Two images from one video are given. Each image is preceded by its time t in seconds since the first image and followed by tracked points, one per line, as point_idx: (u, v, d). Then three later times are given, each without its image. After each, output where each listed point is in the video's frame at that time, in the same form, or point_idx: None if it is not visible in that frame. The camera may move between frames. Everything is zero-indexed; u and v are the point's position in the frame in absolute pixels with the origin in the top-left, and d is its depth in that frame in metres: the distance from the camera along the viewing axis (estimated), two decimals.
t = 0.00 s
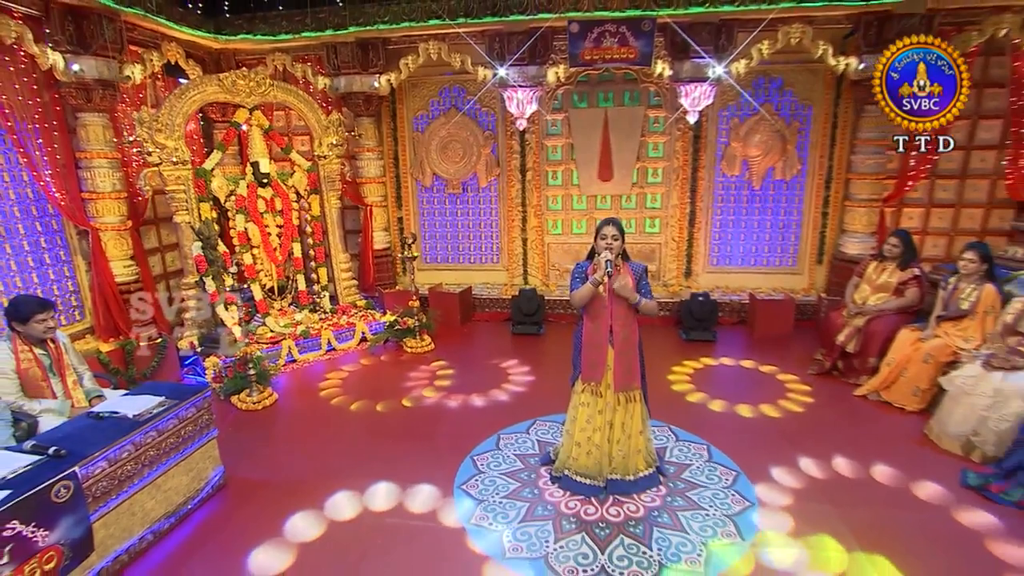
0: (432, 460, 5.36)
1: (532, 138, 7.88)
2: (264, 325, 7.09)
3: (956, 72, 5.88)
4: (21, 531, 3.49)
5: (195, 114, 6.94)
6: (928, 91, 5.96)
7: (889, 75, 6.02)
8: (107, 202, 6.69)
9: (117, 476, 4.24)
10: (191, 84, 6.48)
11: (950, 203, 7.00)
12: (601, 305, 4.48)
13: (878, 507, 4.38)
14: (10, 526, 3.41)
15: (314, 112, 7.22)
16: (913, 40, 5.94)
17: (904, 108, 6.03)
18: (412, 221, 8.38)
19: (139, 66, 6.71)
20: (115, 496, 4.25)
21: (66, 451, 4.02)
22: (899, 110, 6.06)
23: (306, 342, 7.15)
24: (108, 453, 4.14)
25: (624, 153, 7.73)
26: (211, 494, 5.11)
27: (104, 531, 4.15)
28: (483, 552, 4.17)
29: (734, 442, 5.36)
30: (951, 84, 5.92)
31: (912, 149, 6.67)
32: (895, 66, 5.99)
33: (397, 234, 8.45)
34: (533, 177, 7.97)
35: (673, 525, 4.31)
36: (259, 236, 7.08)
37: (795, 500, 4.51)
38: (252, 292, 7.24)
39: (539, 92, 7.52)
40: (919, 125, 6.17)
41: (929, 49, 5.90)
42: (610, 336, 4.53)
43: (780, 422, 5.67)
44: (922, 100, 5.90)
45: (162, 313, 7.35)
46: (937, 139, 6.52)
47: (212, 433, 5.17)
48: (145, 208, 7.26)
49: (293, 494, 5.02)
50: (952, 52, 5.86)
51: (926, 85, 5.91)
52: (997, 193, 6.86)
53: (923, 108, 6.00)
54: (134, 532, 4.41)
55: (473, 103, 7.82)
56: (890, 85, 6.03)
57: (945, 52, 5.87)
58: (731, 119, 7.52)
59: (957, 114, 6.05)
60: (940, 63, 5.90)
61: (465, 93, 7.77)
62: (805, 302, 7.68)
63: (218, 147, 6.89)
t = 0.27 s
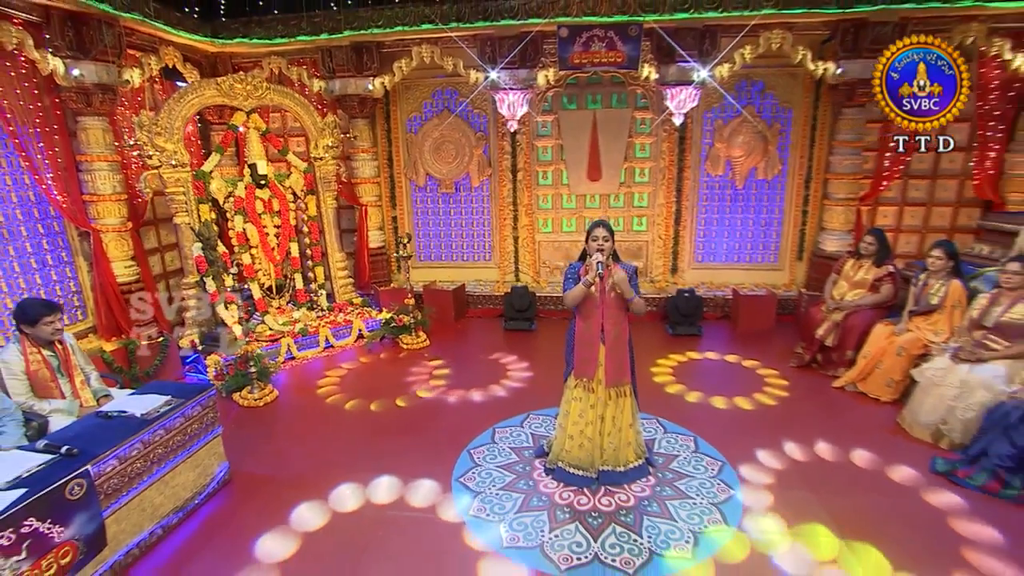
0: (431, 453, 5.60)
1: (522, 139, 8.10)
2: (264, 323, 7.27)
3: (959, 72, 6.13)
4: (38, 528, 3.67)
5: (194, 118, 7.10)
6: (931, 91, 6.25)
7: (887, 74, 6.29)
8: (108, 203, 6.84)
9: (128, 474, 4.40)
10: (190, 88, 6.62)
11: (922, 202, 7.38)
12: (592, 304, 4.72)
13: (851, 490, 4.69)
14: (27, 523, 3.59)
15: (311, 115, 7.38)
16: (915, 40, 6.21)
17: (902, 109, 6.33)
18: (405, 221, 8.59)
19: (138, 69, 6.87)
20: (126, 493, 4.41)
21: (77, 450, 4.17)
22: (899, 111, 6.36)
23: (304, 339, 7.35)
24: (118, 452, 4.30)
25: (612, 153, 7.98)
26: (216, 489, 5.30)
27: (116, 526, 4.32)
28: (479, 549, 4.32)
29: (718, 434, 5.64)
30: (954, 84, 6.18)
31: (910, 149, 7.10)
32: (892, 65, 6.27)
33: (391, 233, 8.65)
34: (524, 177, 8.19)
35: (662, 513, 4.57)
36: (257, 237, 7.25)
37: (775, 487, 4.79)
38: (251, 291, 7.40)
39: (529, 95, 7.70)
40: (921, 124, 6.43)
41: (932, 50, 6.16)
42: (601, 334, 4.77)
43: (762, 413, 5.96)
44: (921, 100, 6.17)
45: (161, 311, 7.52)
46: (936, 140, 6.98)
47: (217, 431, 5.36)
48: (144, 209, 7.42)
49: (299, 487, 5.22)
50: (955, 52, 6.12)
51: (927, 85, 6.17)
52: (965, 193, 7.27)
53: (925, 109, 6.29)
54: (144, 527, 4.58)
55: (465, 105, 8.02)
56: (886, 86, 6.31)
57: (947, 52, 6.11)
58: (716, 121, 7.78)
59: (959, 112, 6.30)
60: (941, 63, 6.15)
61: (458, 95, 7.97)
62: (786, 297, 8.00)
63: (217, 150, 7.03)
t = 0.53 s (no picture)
0: (428, 445, 5.88)
1: (512, 139, 8.35)
2: (263, 320, 7.49)
3: (959, 72, 6.39)
4: (57, 522, 3.88)
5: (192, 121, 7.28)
6: (932, 92, 6.51)
7: (888, 74, 6.53)
8: (109, 205, 7.00)
9: (139, 470, 4.59)
10: (187, 93, 6.77)
11: (892, 200, 7.86)
12: (581, 302, 5.00)
13: (822, 471, 5.08)
14: (46, 518, 3.80)
15: (306, 117, 7.57)
16: (916, 40, 6.46)
17: (901, 109, 6.58)
18: (399, 219, 8.83)
19: (135, 73, 7.02)
20: (139, 487, 4.62)
21: (91, 448, 4.35)
22: (898, 111, 6.61)
23: (303, 335, 7.58)
24: (130, 449, 4.49)
25: (598, 153, 8.26)
26: (223, 483, 5.52)
27: (129, 519, 4.52)
28: (473, 543, 4.52)
29: (699, 423, 5.99)
30: (954, 84, 6.43)
31: (910, 148, 7.58)
32: (893, 65, 6.52)
33: (385, 230, 8.90)
34: (514, 175, 8.46)
35: (649, 500, 4.89)
36: (255, 236, 7.44)
37: (754, 472, 5.14)
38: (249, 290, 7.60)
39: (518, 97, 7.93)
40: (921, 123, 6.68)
41: (932, 50, 6.42)
42: (591, 331, 5.05)
43: (741, 403, 6.31)
44: (921, 100, 6.42)
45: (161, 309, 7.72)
46: (936, 139, 7.44)
47: (222, 427, 5.58)
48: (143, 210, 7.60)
49: (305, 478, 5.47)
50: (956, 53, 6.37)
51: (928, 84, 6.44)
52: (932, 191, 7.79)
53: (926, 109, 6.55)
54: (156, 518, 4.81)
55: (456, 105, 8.25)
56: (887, 86, 6.57)
57: (948, 52, 6.37)
58: (698, 122, 8.08)
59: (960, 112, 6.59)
60: (941, 63, 6.42)
61: (449, 96, 8.20)
62: (765, 291, 8.36)
63: (215, 151, 7.20)
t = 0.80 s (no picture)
0: (427, 437, 6.14)
1: (502, 139, 8.60)
2: (262, 318, 7.70)
3: (957, 73, 6.53)
4: (75, 517, 3.99)
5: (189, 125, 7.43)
6: (931, 92, 6.66)
7: (886, 74, 6.68)
8: (109, 206, 7.13)
9: (150, 465, 4.70)
10: (185, 95, 6.88)
11: (866, 196, 8.25)
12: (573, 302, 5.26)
13: (798, 449, 5.54)
14: (65, 514, 3.91)
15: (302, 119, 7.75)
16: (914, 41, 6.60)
17: (899, 109, 6.72)
18: (392, 217, 9.07)
19: (133, 76, 7.11)
20: (150, 483, 4.72)
21: (104, 445, 4.44)
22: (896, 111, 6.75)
23: (301, 332, 7.79)
24: (141, 446, 4.59)
25: (586, 152, 8.52)
26: (229, 476, 5.66)
27: (142, 513, 4.64)
28: (467, 540, 4.65)
29: (685, 413, 6.32)
30: (953, 84, 6.58)
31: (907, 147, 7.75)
32: (891, 65, 6.65)
33: (378, 228, 9.13)
34: (504, 174, 8.71)
35: (638, 487, 5.19)
36: (253, 235, 7.63)
37: (736, 456, 5.51)
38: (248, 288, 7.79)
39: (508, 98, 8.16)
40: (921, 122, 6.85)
41: (931, 51, 6.56)
42: (582, 328, 5.32)
43: (724, 393, 6.64)
44: (922, 100, 6.58)
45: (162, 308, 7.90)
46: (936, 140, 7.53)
47: (227, 423, 5.70)
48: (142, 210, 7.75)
49: (310, 468, 5.70)
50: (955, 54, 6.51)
51: (928, 85, 6.59)
52: (903, 188, 8.19)
53: (924, 109, 6.70)
54: (166, 512, 4.91)
55: (447, 106, 8.47)
56: (885, 85, 6.70)
57: (946, 53, 6.51)
58: (682, 122, 8.37)
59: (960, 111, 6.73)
60: (940, 64, 6.56)
61: (440, 97, 8.42)
62: (746, 284, 8.73)
63: (213, 153, 7.35)
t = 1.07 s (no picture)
0: (423, 433, 6.22)
1: (493, 135, 8.63)
2: (255, 316, 7.73)
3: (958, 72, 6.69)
4: (78, 518, 4.01)
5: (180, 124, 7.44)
6: (931, 91, 6.84)
7: (888, 74, 6.84)
8: (99, 206, 7.09)
9: (150, 466, 4.73)
10: (174, 93, 6.83)
11: (852, 191, 8.40)
12: (566, 301, 5.35)
13: (783, 438, 5.73)
14: (68, 515, 3.93)
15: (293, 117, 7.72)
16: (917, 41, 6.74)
17: (902, 109, 6.87)
18: (384, 214, 9.11)
19: (121, 74, 7.07)
20: (150, 483, 4.75)
21: (104, 447, 4.47)
22: (898, 111, 6.90)
23: (294, 329, 7.81)
24: (141, 447, 4.61)
25: (577, 149, 8.59)
26: (228, 474, 5.69)
27: (143, 512, 4.66)
28: (461, 540, 4.67)
29: (675, 407, 6.46)
30: (954, 84, 6.74)
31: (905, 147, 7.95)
32: (893, 64, 6.80)
33: (371, 225, 9.17)
34: (495, 170, 8.76)
35: (630, 480, 5.32)
36: (246, 234, 7.64)
37: (726, 448, 5.65)
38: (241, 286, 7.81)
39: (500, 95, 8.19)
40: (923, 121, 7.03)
41: (933, 51, 6.71)
42: (576, 325, 5.40)
43: (713, 387, 6.79)
44: (922, 100, 6.75)
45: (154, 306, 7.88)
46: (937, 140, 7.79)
47: (225, 423, 5.72)
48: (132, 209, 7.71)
49: (308, 465, 5.77)
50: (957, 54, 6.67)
51: (929, 84, 6.77)
52: (887, 183, 8.35)
53: (926, 109, 6.87)
54: (166, 511, 4.93)
55: (438, 103, 8.49)
56: (886, 84, 6.86)
57: (949, 53, 6.66)
58: (671, 118, 8.46)
59: (958, 111, 6.93)
60: (942, 64, 6.73)
61: (431, 93, 8.44)
62: (735, 279, 8.88)
63: (205, 152, 7.33)
